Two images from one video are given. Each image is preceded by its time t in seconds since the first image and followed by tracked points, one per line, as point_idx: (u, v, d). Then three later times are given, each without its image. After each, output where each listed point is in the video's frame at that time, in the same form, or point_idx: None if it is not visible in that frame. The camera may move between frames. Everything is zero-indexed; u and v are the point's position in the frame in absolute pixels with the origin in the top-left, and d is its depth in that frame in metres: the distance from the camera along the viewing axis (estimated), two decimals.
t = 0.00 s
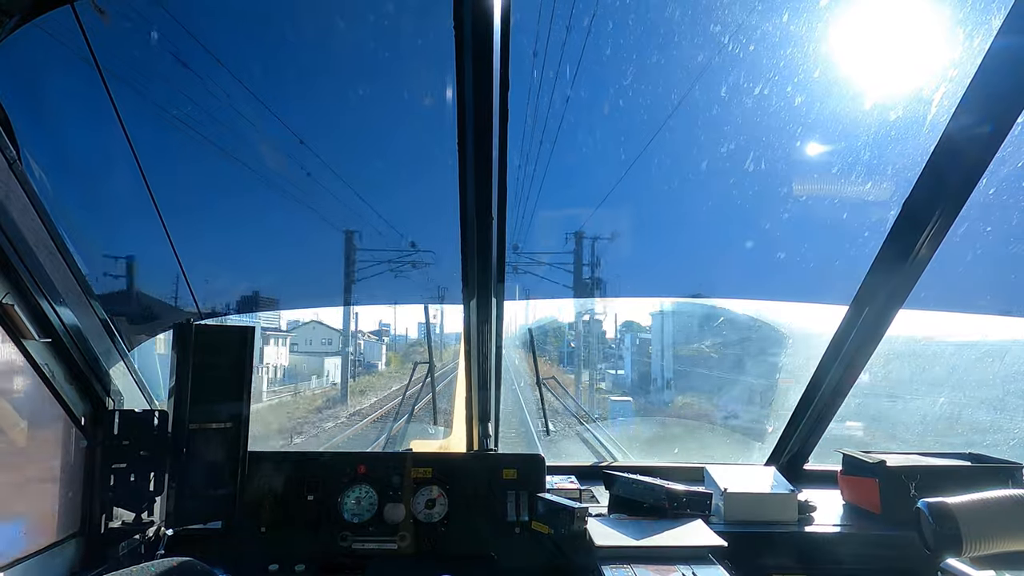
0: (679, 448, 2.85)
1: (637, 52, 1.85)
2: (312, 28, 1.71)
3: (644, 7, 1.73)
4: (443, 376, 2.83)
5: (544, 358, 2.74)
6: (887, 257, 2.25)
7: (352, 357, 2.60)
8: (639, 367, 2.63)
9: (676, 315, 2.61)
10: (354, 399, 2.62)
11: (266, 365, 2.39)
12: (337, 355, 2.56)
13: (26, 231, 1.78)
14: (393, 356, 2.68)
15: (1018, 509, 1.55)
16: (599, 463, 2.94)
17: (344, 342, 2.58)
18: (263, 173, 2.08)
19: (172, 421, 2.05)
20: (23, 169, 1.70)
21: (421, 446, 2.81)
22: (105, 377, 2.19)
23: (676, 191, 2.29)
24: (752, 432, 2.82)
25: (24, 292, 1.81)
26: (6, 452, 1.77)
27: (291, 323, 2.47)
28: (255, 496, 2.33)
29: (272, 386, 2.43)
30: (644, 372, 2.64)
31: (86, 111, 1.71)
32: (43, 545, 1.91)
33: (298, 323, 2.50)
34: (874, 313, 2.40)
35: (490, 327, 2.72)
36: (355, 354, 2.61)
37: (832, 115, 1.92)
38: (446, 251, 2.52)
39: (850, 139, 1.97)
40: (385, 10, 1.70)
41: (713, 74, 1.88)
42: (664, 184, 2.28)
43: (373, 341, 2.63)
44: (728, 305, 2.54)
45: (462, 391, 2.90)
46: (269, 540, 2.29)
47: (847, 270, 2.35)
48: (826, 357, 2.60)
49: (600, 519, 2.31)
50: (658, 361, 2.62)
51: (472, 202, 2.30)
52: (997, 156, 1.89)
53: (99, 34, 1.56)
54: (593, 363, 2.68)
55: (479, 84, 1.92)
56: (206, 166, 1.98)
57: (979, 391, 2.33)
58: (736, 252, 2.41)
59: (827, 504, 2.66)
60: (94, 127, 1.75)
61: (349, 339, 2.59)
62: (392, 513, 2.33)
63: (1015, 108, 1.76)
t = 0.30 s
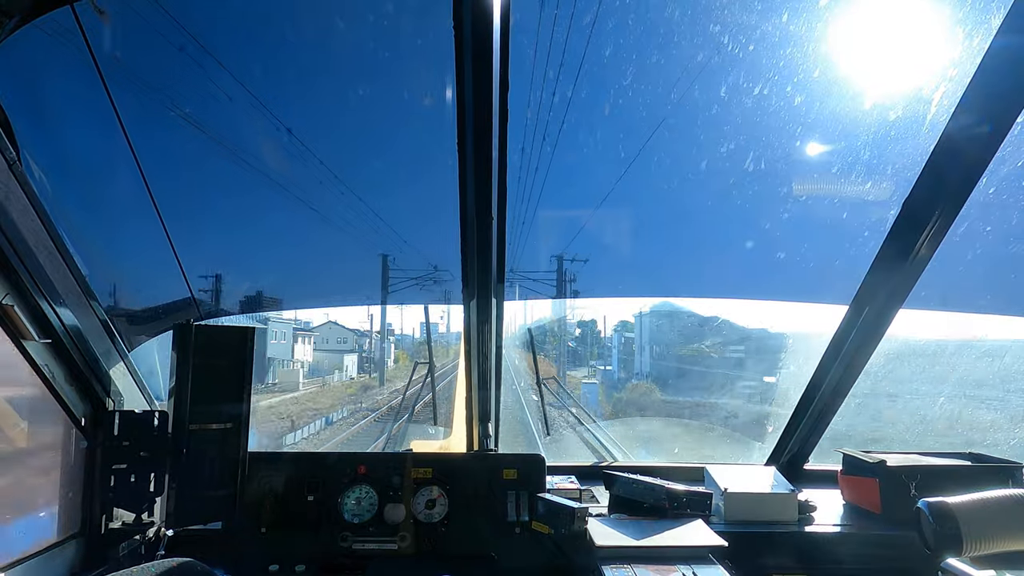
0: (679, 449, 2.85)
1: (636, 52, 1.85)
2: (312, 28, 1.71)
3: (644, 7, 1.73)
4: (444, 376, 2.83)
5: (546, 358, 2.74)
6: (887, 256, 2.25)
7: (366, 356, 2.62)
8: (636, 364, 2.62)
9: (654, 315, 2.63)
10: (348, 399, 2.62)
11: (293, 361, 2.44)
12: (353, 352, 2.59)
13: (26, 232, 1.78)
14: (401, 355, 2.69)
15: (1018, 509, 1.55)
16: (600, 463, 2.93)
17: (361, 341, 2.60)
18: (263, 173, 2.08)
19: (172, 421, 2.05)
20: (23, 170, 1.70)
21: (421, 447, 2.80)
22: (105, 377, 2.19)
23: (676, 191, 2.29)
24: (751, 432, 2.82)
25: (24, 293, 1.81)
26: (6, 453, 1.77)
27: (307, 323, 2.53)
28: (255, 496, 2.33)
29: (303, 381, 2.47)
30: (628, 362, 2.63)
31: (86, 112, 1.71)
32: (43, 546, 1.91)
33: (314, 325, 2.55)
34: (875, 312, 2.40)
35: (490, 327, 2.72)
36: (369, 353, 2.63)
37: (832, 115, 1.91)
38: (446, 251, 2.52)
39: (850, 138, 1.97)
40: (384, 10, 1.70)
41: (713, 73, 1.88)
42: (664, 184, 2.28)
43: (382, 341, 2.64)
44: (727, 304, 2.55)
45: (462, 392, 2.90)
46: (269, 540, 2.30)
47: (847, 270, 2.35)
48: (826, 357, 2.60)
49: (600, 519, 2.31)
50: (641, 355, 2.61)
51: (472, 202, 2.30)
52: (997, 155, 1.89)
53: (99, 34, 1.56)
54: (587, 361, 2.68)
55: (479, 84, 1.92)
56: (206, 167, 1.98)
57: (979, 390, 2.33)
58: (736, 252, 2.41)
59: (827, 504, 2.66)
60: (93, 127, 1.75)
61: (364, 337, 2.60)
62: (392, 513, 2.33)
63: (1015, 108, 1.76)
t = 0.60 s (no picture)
0: (678, 449, 2.85)
1: (637, 53, 1.85)
2: (312, 27, 1.71)
3: (645, 8, 1.73)
4: (443, 375, 2.82)
5: (545, 358, 2.75)
6: (886, 257, 2.25)
7: (375, 354, 2.64)
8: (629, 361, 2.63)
9: (632, 319, 2.67)
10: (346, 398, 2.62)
11: (317, 356, 2.53)
12: (364, 351, 2.61)
13: (26, 230, 1.77)
14: (408, 353, 2.71)
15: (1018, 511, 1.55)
16: (599, 463, 2.93)
17: (373, 341, 2.64)
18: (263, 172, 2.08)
19: (172, 421, 2.05)
20: (23, 168, 1.70)
21: (421, 447, 2.81)
22: (105, 376, 2.19)
23: (675, 191, 2.29)
24: (751, 433, 2.82)
25: (24, 292, 1.81)
26: (5, 452, 1.77)
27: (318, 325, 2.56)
28: (254, 495, 2.33)
29: (326, 376, 2.55)
30: (616, 360, 2.64)
31: (86, 109, 1.71)
32: (42, 545, 1.91)
33: (324, 327, 2.57)
34: (875, 314, 2.39)
35: (490, 327, 2.71)
36: (378, 351, 2.65)
37: (833, 116, 1.91)
38: (445, 251, 2.51)
39: (850, 140, 1.97)
40: (384, 10, 1.70)
41: (713, 74, 1.88)
42: (664, 185, 2.28)
43: (388, 340, 2.66)
44: (727, 304, 2.55)
45: (462, 392, 2.89)
46: (269, 539, 2.30)
47: (848, 270, 2.35)
48: (826, 358, 2.60)
49: (600, 519, 2.32)
50: (625, 351, 2.63)
51: (472, 202, 2.30)
52: (997, 157, 1.89)
53: (99, 33, 1.56)
54: (579, 360, 2.70)
55: (479, 85, 1.92)
56: (205, 164, 1.98)
57: (978, 392, 2.33)
58: (737, 253, 2.42)
59: (826, 505, 2.66)
60: (93, 125, 1.75)
61: (374, 336, 2.64)
62: (391, 513, 2.33)
63: (1015, 109, 1.76)
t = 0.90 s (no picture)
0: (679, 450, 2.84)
1: (637, 53, 1.86)
2: (313, 26, 1.71)
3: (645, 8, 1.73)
4: (443, 375, 2.78)
5: (545, 358, 2.72)
6: (887, 262, 2.23)
7: (384, 352, 2.67)
8: (619, 354, 2.64)
9: (616, 320, 2.76)
10: (348, 394, 2.67)
11: (335, 354, 2.58)
12: (373, 349, 2.66)
13: (27, 226, 1.77)
14: (410, 352, 2.68)
15: (1017, 514, 1.55)
16: (599, 464, 2.94)
17: (383, 341, 2.68)
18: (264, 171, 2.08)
19: (172, 420, 2.04)
20: (25, 166, 1.71)
21: (421, 447, 2.75)
22: (105, 374, 2.18)
23: (675, 190, 2.31)
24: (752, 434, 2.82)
25: (24, 289, 1.81)
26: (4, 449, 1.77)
27: (331, 327, 2.63)
28: (252, 495, 2.33)
29: (344, 372, 2.60)
30: (603, 357, 2.66)
31: (87, 107, 1.71)
32: (39, 543, 1.91)
33: (338, 327, 2.65)
34: (875, 317, 2.38)
35: (490, 327, 2.66)
36: (386, 350, 2.67)
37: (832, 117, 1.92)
38: (445, 252, 2.50)
39: (849, 142, 1.97)
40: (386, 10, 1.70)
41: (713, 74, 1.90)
42: (663, 185, 2.30)
43: (393, 340, 2.68)
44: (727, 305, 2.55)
45: (462, 392, 2.87)
46: (268, 538, 2.30)
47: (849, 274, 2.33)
48: (825, 361, 2.59)
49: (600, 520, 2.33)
50: (612, 349, 2.66)
51: (471, 205, 2.27)
52: (998, 160, 1.88)
53: (101, 30, 1.57)
54: (573, 358, 2.72)
55: (479, 86, 1.90)
56: (204, 162, 1.98)
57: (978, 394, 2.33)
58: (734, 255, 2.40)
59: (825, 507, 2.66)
60: (94, 122, 1.75)
61: (381, 336, 2.69)
62: (390, 512, 2.33)
63: (1016, 112, 1.74)
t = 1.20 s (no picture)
0: (678, 449, 2.83)
1: (638, 53, 1.86)
2: (313, 26, 1.71)
3: (647, 9, 1.74)
4: (443, 375, 2.80)
5: (545, 359, 2.74)
6: (886, 259, 2.24)
7: (393, 351, 2.68)
8: (609, 352, 2.66)
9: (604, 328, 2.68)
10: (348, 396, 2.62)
11: (351, 350, 2.60)
12: (384, 347, 2.67)
13: (27, 227, 1.77)
14: (416, 351, 2.71)
15: (1016, 514, 1.55)
16: (599, 463, 2.93)
17: (392, 339, 2.69)
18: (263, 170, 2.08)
19: (172, 420, 2.04)
20: (24, 165, 1.70)
21: (420, 447, 2.77)
22: (105, 374, 2.18)
23: (676, 192, 2.27)
24: (750, 434, 2.83)
25: (24, 289, 1.80)
26: (5, 448, 1.78)
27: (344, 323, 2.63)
28: (252, 495, 2.33)
29: (361, 365, 2.61)
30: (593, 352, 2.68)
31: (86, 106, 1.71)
32: (38, 544, 1.91)
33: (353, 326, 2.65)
34: (875, 316, 2.39)
35: (490, 327, 2.70)
36: (394, 348, 2.69)
37: (833, 117, 1.92)
38: (445, 252, 2.50)
39: (851, 141, 1.98)
40: (386, 9, 1.70)
41: (715, 75, 1.88)
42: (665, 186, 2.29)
43: (401, 339, 2.69)
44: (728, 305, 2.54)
45: (461, 392, 2.87)
46: (268, 539, 2.30)
47: (848, 272, 2.34)
48: (826, 359, 2.59)
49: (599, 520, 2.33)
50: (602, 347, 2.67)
51: (472, 203, 2.30)
52: (997, 159, 1.89)
53: (99, 29, 1.56)
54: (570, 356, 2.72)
55: (481, 85, 1.91)
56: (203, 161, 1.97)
57: (978, 393, 2.33)
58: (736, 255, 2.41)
59: (825, 507, 2.66)
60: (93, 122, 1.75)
61: (391, 335, 2.69)
62: (390, 513, 2.33)
63: (1016, 111, 1.76)
